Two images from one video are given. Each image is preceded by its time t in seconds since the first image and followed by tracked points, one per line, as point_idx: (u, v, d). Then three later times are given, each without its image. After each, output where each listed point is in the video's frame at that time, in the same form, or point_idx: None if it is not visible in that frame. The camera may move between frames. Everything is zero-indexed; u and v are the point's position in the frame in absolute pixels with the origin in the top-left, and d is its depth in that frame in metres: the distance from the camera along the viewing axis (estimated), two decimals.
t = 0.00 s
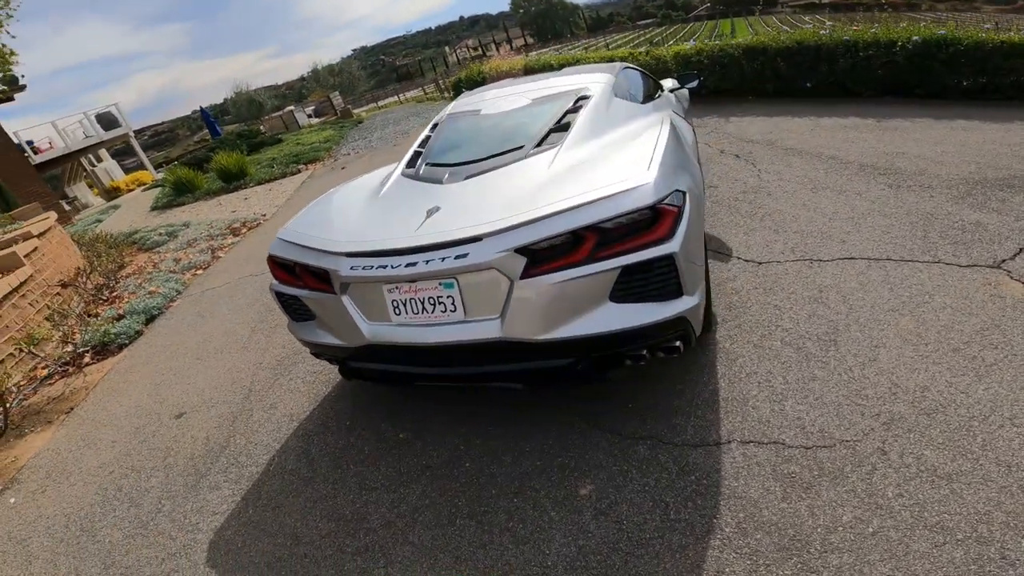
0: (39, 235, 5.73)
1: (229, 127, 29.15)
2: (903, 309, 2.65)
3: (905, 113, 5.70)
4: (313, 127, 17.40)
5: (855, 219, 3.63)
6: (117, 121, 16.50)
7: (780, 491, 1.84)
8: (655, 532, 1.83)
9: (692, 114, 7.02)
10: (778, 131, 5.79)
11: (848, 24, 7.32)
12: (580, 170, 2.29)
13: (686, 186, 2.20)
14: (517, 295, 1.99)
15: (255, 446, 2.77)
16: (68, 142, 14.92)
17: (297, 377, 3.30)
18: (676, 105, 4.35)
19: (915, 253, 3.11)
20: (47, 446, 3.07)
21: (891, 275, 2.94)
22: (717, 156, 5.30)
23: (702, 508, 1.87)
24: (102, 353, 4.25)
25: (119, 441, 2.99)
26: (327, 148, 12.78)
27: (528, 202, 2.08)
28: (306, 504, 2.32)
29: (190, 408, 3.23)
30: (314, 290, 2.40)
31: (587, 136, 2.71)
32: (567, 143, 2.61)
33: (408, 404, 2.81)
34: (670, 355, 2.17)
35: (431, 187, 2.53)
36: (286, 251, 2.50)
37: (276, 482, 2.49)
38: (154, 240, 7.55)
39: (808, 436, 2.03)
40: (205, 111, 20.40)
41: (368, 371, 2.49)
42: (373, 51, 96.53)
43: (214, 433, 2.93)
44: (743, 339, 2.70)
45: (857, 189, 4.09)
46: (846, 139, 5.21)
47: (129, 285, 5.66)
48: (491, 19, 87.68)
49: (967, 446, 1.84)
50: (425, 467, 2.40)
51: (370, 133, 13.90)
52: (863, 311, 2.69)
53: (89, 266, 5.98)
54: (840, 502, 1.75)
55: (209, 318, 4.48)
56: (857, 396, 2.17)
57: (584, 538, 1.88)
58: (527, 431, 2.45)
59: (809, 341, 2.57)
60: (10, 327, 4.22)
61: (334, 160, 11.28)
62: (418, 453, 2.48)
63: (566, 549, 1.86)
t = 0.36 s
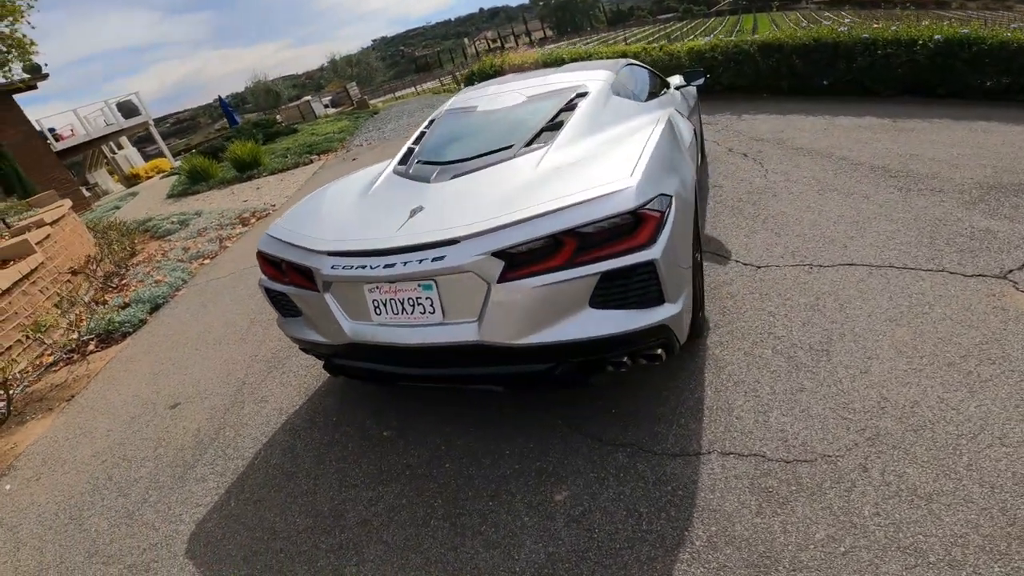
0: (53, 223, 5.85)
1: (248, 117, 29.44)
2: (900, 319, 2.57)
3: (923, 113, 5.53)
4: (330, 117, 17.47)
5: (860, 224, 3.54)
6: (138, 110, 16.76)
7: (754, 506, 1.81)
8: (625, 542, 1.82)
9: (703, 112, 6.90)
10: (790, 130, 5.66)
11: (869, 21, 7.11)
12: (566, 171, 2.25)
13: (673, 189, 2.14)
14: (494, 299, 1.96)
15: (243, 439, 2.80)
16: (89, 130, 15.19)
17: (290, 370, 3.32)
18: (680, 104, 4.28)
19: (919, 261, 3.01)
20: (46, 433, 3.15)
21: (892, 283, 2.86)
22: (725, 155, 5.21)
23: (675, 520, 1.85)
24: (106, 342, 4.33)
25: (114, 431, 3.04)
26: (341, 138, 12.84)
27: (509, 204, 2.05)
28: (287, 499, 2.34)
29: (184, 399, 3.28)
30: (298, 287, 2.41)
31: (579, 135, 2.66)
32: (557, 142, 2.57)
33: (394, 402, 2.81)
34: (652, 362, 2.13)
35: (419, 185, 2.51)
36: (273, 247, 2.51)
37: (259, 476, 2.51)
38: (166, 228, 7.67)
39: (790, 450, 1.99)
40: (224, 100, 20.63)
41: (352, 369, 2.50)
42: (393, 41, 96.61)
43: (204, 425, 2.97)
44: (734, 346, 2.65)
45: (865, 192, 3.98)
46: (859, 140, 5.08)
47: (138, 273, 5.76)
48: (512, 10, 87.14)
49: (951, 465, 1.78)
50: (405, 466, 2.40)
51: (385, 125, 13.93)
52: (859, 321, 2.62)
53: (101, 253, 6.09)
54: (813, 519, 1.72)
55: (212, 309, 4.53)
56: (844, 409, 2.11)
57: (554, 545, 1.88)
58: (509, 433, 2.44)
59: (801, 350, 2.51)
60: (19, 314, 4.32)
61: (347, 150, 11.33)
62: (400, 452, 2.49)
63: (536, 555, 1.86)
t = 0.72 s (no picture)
0: (74, 211, 6.00)
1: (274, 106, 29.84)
2: (912, 333, 2.43)
3: (956, 112, 5.26)
4: (353, 107, 17.56)
5: (878, 229, 3.37)
6: (167, 100, 17.10)
7: (736, 527, 1.74)
8: (601, 558, 1.77)
9: (724, 108, 6.70)
10: (813, 128, 5.45)
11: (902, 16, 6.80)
12: (558, 173, 2.17)
13: (668, 194, 2.05)
14: (475, 306, 1.91)
15: (236, 433, 2.82)
16: (120, 118, 15.55)
17: (289, 365, 3.33)
18: (693, 99, 4.17)
19: (937, 271, 2.86)
20: (52, 421, 3.23)
21: (906, 293, 2.72)
22: (743, 153, 5.04)
23: (654, 538, 1.79)
24: (118, 331, 4.43)
25: (115, 421, 3.10)
26: (362, 129, 12.89)
27: (494, 208, 1.99)
28: (271, 498, 2.35)
29: (185, 391, 3.32)
30: (287, 286, 2.39)
31: (577, 134, 2.58)
32: (553, 142, 2.49)
33: (386, 402, 2.80)
34: (641, 374, 2.06)
35: (410, 185, 2.47)
36: (264, 245, 2.50)
37: (248, 472, 2.53)
38: (186, 217, 7.80)
39: (780, 469, 1.90)
40: (251, 91, 20.93)
41: (341, 370, 2.49)
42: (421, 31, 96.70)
43: (201, 418, 3.01)
44: (733, 356, 2.54)
45: (886, 196, 3.80)
46: (884, 141, 4.86)
47: (155, 262, 5.87)
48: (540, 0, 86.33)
49: (948, 493, 1.68)
50: (390, 468, 2.39)
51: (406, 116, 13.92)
52: (867, 334, 2.49)
53: (121, 241, 6.22)
54: (796, 544, 1.64)
55: (220, 300, 4.58)
56: (842, 428, 2.01)
57: (528, 558, 1.85)
58: (496, 439, 2.41)
59: (803, 364, 2.39)
60: (36, 301, 4.44)
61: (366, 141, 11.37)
62: (387, 454, 2.47)
63: (509, 567, 1.84)
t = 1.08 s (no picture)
0: (101, 197, 6.19)
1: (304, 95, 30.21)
2: (918, 349, 2.32)
3: (992, 115, 5.02)
4: (379, 97, 17.64)
5: (894, 238, 3.23)
6: (199, 88, 17.47)
7: (711, 545, 1.71)
8: (571, 569, 1.76)
9: (748, 106, 6.51)
10: (838, 130, 5.27)
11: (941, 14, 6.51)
12: (550, 175, 2.12)
13: (659, 199, 1.98)
14: (456, 310, 1.89)
15: (233, 424, 2.89)
16: (154, 105, 15.96)
17: (290, 356, 3.38)
18: (708, 96, 4.07)
19: (952, 284, 2.73)
20: (62, 404, 3.37)
21: (917, 307, 2.60)
22: (762, 153, 4.90)
23: (627, 552, 1.77)
24: (134, 317, 4.60)
25: (121, 407, 3.22)
26: (386, 119, 12.95)
27: (480, 210, 1.96)
28: (259, 490, 2.41)
29: (189, 379, 3.41)
30: (280, 281, 2.41)
31: (576, 133, 2.52)
32: (550, 141, 2.44)
33: (379, 399, 2.81)
34: (625, 384, 2.01)
35: (404, 184, 2.46)
36: (261, 241, 2.53)
37: (240, 463, 2.60)
38: (209, 204, 7.97)
39: (763, 487, 1.85)
40: (281, 79, 21.23)
41: (332, 366, 2.50)
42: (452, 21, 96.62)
43: (201, 407, 3.08)
44: (729, 367, 2.47)
45: (907, 202, 3.64)
46: (911, 145, 4.67)
47: (175, 249, 6.03)
48: None
49: (935, 520, 1.61)
50: (376, 466, 2.41)
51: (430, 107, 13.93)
52: (871, 348, 2.38)
53: (144, 226, 6.40)
54: (769, 566, 1.60)
55: (232, 288, 4.67)
56: (832, 447, 1.94)
57: (500, 564, 1.85)
58: (482, 441, 2.40)
59: (800, 378, 2.31)
60: (58, 286, 4.62)
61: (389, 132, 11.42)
62: (374, 451, 2.49)
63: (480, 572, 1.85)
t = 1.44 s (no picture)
0: (118, 185, 6.36)
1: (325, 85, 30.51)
2: (902, 364, 2.28)
3: (1011, 120, 4.87)
4: (398, 89, 17.70)
5: (893, 248, 3.18)
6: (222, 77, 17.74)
7: (669, 554, 1.73)
8: (530, 570, 1.82)
9: (761, 107, 6.41)
10: (850, 133, 5.16)
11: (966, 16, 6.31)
12: (529, 179, 2.13)
13: (635, 207, 1.98)
14: (429, 313, 1.92)
15: (225, 414, 2.99)
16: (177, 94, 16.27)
17: (285, 348, 3.46)
18: (710, 96, 4.03)
19: (946, 297, 2.68)
20: (68, 390, 3.52)
21: (906, 319, 2.56)
22: (768, 156, 4.83)
23: (587, 556, 1.81)
24: (142, 304, 4.74)
25: (121, 394, 3.34)
26: (402, 111, 13.01)
27: (456, 214, 1.98)
28: (243, 479, 2.51)
29: (189, 367, 3.51)
30: (268, 277, 2.46)
31: (564, 136, 2.52)
32: (536, 144, 2.44)
33: (366, 394, 2.87)
34: (596, 391, 2.02)
35: (391, 185, 2.49)
36: (251, 237, 2.58)
37: (228, 452, 2.69)
38: (224, 193, 8.13)
39: (727, 498, 1.86)
40: (301, 70, 21.44)
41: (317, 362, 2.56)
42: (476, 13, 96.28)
43: (197, 396, 3.19)
44: (709, 375, 2.46)
45: (910, 211, 3.57)
46: (924, 151, 4.56)
47: (188, 238, 6.18)
48: None
49: (893, 539, 1.60)
50: (356, 460, 2.48)
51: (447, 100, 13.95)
52: (854, 360, 2.35)
53: (158, 214, 6.56)
54: None
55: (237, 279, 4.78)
56: (802, 460, 1.93)
57: (464, 562, 1.91)
58: (460, 440, 2.44)
59: (779, 389, 2.29)
60: (72, 272, 4.79)
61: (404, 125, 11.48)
62: (356, 445, 2.56)
63: (444, 569, 1.91)
